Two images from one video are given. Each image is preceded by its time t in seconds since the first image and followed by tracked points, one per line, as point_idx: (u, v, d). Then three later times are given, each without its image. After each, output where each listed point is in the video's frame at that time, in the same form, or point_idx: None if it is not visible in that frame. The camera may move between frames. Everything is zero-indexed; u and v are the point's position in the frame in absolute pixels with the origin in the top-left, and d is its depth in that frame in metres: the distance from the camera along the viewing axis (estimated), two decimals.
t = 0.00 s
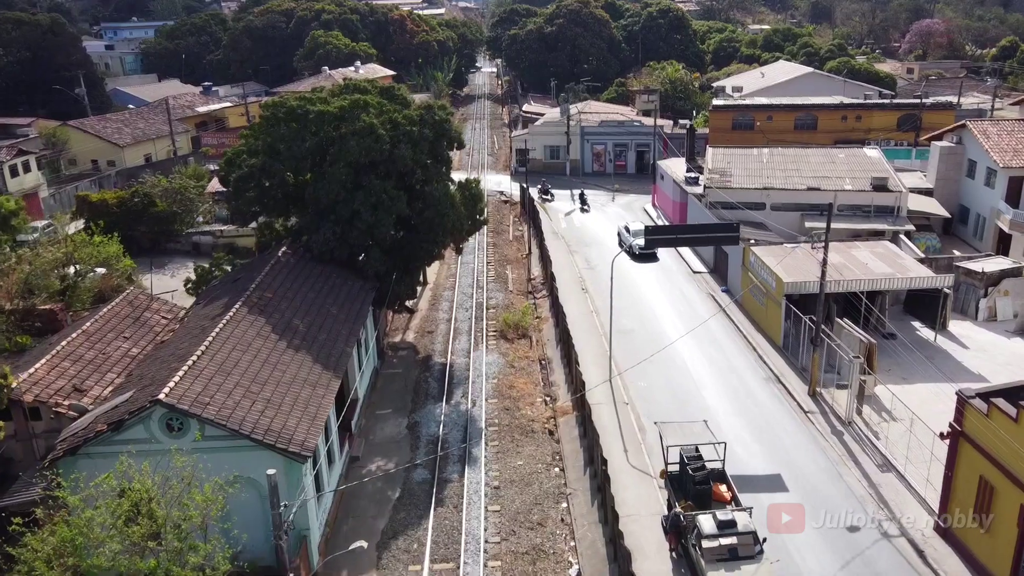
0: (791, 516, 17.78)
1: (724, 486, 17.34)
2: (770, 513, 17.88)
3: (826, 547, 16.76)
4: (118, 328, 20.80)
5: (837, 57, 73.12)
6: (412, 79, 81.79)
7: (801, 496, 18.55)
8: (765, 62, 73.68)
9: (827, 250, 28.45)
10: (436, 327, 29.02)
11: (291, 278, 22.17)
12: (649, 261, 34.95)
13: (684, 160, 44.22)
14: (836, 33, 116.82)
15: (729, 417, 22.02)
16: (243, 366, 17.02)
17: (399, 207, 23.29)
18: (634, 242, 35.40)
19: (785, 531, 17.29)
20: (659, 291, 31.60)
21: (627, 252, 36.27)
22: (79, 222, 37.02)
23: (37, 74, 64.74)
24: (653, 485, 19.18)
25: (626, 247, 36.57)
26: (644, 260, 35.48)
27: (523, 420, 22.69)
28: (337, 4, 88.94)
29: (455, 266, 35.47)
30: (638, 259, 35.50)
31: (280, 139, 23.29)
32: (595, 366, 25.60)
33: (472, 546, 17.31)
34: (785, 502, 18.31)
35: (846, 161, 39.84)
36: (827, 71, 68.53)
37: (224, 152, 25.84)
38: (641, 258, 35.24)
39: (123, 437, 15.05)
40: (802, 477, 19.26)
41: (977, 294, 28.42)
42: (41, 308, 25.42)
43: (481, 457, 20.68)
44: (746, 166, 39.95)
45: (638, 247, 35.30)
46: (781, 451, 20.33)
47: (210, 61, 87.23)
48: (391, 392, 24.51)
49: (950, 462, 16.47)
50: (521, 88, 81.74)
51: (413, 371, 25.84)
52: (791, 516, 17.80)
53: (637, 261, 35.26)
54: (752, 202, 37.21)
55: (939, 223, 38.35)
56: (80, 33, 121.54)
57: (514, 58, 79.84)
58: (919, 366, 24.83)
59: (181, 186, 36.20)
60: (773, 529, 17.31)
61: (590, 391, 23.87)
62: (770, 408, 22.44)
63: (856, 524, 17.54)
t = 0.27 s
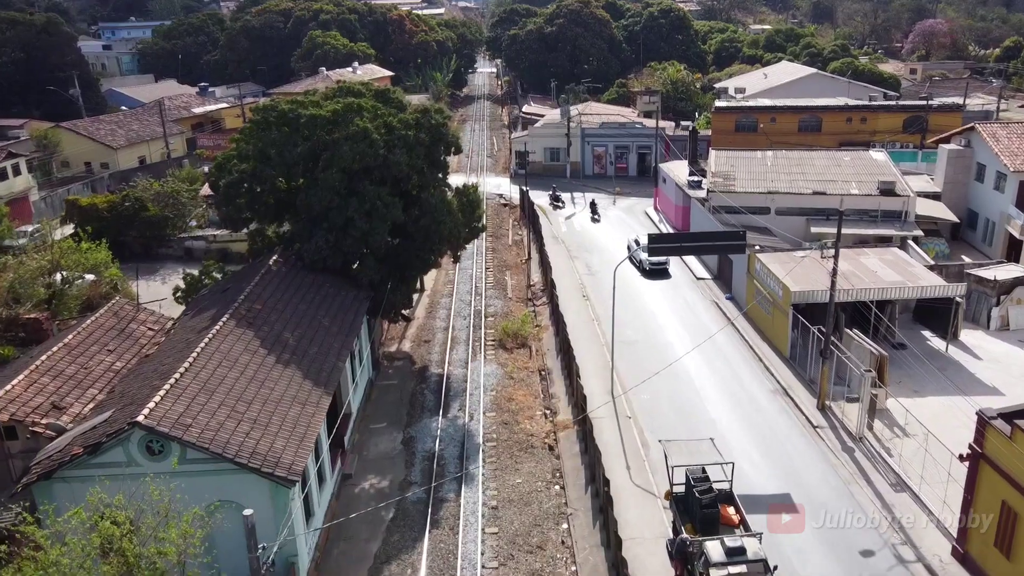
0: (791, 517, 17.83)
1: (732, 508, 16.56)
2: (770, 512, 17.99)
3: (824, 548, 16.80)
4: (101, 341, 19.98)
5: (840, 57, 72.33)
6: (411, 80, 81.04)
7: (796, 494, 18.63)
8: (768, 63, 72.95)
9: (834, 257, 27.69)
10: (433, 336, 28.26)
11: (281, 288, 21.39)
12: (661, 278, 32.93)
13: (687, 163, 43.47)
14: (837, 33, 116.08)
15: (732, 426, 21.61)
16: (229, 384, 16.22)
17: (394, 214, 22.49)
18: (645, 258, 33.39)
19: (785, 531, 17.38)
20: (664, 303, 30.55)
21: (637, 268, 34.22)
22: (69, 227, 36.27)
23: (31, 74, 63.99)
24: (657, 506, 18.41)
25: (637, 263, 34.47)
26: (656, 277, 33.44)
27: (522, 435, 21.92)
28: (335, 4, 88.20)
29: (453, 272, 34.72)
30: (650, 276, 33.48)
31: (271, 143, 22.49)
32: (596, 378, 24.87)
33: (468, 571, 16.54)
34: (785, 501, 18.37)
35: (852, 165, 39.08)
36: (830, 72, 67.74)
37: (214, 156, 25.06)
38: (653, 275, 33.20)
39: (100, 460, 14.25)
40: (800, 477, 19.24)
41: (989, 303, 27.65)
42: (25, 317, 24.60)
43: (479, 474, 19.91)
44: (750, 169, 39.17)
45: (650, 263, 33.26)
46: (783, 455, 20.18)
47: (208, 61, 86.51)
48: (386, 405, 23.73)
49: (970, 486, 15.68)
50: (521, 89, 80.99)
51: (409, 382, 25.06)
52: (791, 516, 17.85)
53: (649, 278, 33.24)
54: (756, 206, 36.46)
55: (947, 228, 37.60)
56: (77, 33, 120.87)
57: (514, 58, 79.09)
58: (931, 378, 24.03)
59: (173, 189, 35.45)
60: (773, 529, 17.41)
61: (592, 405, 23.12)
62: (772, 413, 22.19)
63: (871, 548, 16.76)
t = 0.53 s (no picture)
0: (791, 516, 17.86)
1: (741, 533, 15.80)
2: (770, 512, 17.99)
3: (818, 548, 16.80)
4: (83, 355, 19.19)
5: (843, 58, 71.55)
6: (410, 81, 80.27)
7: (795, 493, 18.67)
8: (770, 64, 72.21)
9: (842, 265, 26.93)
10: (430, 346, 27.51)
11: (272, 299, 20.61)
12: (675, 298, 30.89)
13: (690, 166, 42.70)
14: (839, 33, 115.33)
15: (735, 436, 21.25)
16: (214, 403, 15.45)
17: (388, 222, 21.73)
18: (656, 277, 31.31)
19: (786, 532, 17.33)
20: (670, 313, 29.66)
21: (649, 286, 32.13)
22: (58, 233, 35.52)
23: (24, 76, 63.21)
24: (662, 528, 17.64)
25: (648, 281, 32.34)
26: (669, 296, 31.39)
27: (521, 451, 21.16)
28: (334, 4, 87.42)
29: (451, 278, 33.98)
30: (662, 294, 31.43)
31: (261, 148, 21.68)
32: (598, 390, 24.15)
33: None
34: (785, 501, 18.39)
35: (857, 168, 38.34)
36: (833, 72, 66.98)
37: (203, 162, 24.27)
38: (665, 294, 31.15)
39: (75, 487, 13.47)
40: (798, 479, 19.22)
41: (1001, 312, 26.89)
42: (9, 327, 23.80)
43: (476, 494, 19.15)
44: (753, 173, 38.43)
45: (661, 283, 31.15)
46: (783, 457, 20.16)
47: (204, 62, 85.74)
48: (381, 419, 22.97)
49: (992, 512, 14.87)
50: (521, 90, 80.29)
51: (404, 395, 24.30)
52: (791, 516, 17.87)
53: (661, 297, 31.22)
54: (761, 211, 35.70)
55: (955, 233, 36.83)
56: (75, 33, 120.14)
57: (513, 59, 78.37)
58: (944, 391, 23.24)
59: (165, 194, 34.71)
60: (773, 530, 17.38)
61: (593, 419, 22.39)
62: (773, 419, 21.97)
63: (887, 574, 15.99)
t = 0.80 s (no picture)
0: (791, 516, 17.90)
1: (752, 560, 15.00)
2: (770, 511, 18.03)
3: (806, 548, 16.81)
4: (65, 370, 18.38)
5: (846, 59, 70.77)
6: (408, 82, 79.50)
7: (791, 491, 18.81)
8: (772, 64, 71.49)
9: (851, 274, 26.17)
10: (427, 356, 26.77)
11: (262, 311, 19.83)
12: (689, 321, 28.78)
13: (692, 169, 41.94)
14: (841, 34, 114.60)
15: (738, 446, 20.89)
16: (198, 425, 14.67)
17: (383, 231, 20.95)
18: (669, 298, 29.11)
19: (785, 530, 17.41)
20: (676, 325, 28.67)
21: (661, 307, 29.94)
22: (48, 238, 34.76)
23: (18, 77, 62.44)
24: (668, 553, 16.87)
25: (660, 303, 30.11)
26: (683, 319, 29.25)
27: (521, 469, 20.38)
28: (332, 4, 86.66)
29: (449, 285, 33.23)
30: (675, 316, 29.31)
31: (251, 154, 20.87)
32: (600, 404, 23.44)
33: None
34: (785, 500, 18.43)
35: (864, 172, 37.61)
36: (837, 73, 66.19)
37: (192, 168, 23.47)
38: (679, 317, 29.02)
39: (48, 517, 12.69)
40: (795, 481, 19.27)
41: (1015, 321, 26.14)
42: None
43: (473, 515, 18.38)
44: (757, 177, 37.66)
45: (675, 306, 28.93)
46: (782, 459, 20.22)
47: (202, 62, 84.96)
48: (375, 434, 22.21)
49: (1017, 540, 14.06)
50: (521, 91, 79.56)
51: (400, 409, 23.54)
52: (792, 516, 17.89)
53: (674, 320, 29.13)
54: (766, 216, 34.93)
55: (964, 238, 36.09)
56: (72, 33, 119.43)
57: (513, 60, 77.65)
58: (958, 405, 22.46)
59: (157, 199, 33.96)
60: (773, 528, 17.44)
61: (595, 435, 21.66)
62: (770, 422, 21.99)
63: None
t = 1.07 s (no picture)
0: (792, 517, 17.94)
1: None
2: (770, 512, 18.11)
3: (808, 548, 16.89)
4: (43, 385, 17.48)
5: (849, 60, 69.99)
6: (407, 83, 78.76)
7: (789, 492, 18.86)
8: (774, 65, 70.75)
9: (860, 282, 25.38)
10: (423, 368, 25.99)
11: (250, 324, 19.03)
12: (704, 348, 26.64)
13: (695, 172, 41.14)
14: (842, 34, 113.81)
15: (742, 456, 20.49)
16: (178, 450, 13.86)
17: (376, 239, 20.15)
18: (683, 324, 26.99)
19: (784, 530, 17.48)
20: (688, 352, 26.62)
21: (674, 332, 27.84)
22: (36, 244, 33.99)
23: (12, 78, 61.66)
24: None
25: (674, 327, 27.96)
26: (698, 346, 27.10)
27: (520, 488, 19.60)
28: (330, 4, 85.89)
29: (447, 292, 32.45)
30: (689, 343, 27.14)
31: (239, 160, 20.01)
32: (601, 417, 22.68)
33: None
34: (788, 502, 18.50)
35: (870, 176, 36.83)
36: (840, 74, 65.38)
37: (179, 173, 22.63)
38: (693, 344, 26.85)
39: (15, 550, 11.89)
40: (797, 489, 18.99)
41: None
42: None
43: (470, 538, 17.61)
44: (762, 181, 36.88)
45: (689, 332, 26.81)
46: (780, 464, 20.07)
47: (198, 63, 84.18)
48: (369, 450, 21.44)
49: None
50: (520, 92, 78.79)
51: (395, 423, 22.76)
52: (791, 514, 18.01)
53: (688, 347, 26.98)
54: (771, 221, 34.14)
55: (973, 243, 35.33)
56: (70, 33, 118.73)
57: (512, 61, 76.91)
58: (973, 420, 21.66)
59: (148, 203, 33.18)
60: (773, 528, 17.52)
61: (597, 451, 20.91)
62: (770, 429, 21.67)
63: None
